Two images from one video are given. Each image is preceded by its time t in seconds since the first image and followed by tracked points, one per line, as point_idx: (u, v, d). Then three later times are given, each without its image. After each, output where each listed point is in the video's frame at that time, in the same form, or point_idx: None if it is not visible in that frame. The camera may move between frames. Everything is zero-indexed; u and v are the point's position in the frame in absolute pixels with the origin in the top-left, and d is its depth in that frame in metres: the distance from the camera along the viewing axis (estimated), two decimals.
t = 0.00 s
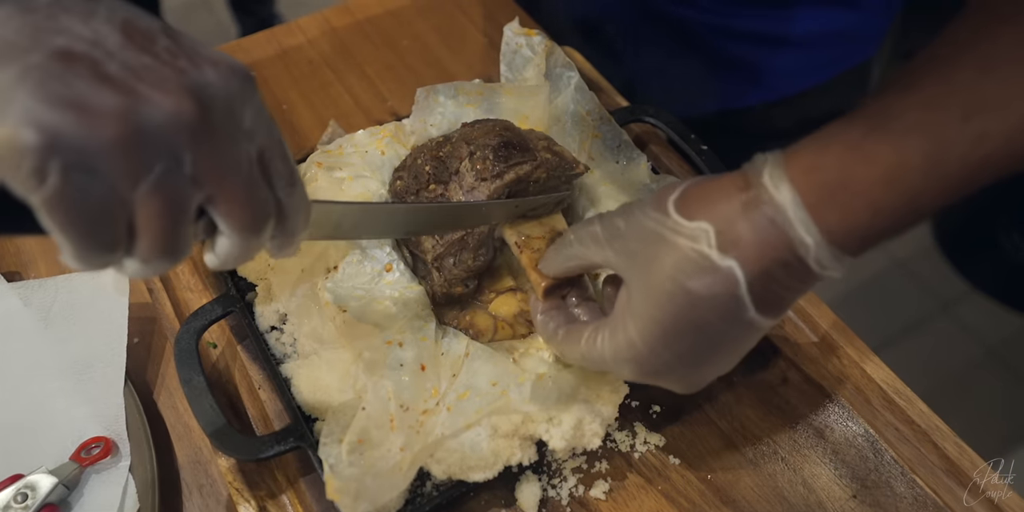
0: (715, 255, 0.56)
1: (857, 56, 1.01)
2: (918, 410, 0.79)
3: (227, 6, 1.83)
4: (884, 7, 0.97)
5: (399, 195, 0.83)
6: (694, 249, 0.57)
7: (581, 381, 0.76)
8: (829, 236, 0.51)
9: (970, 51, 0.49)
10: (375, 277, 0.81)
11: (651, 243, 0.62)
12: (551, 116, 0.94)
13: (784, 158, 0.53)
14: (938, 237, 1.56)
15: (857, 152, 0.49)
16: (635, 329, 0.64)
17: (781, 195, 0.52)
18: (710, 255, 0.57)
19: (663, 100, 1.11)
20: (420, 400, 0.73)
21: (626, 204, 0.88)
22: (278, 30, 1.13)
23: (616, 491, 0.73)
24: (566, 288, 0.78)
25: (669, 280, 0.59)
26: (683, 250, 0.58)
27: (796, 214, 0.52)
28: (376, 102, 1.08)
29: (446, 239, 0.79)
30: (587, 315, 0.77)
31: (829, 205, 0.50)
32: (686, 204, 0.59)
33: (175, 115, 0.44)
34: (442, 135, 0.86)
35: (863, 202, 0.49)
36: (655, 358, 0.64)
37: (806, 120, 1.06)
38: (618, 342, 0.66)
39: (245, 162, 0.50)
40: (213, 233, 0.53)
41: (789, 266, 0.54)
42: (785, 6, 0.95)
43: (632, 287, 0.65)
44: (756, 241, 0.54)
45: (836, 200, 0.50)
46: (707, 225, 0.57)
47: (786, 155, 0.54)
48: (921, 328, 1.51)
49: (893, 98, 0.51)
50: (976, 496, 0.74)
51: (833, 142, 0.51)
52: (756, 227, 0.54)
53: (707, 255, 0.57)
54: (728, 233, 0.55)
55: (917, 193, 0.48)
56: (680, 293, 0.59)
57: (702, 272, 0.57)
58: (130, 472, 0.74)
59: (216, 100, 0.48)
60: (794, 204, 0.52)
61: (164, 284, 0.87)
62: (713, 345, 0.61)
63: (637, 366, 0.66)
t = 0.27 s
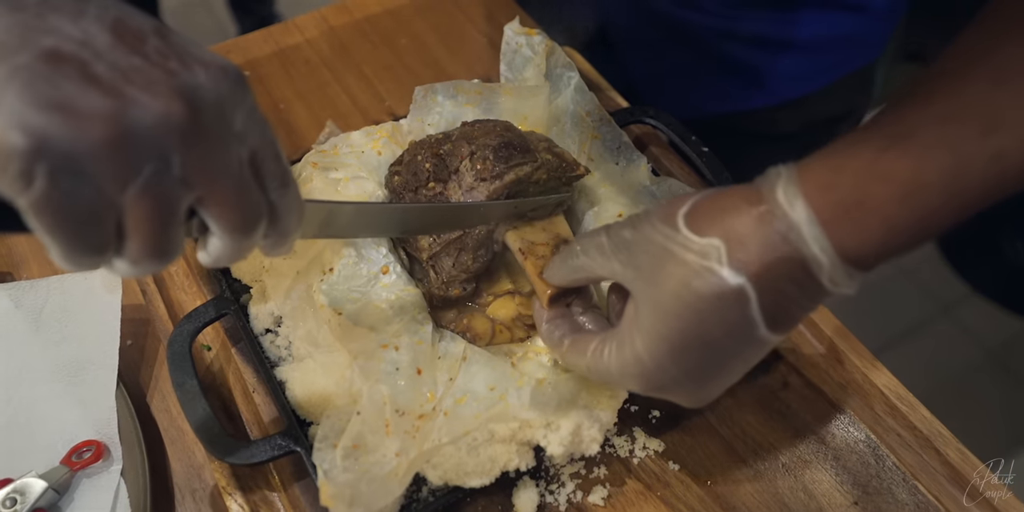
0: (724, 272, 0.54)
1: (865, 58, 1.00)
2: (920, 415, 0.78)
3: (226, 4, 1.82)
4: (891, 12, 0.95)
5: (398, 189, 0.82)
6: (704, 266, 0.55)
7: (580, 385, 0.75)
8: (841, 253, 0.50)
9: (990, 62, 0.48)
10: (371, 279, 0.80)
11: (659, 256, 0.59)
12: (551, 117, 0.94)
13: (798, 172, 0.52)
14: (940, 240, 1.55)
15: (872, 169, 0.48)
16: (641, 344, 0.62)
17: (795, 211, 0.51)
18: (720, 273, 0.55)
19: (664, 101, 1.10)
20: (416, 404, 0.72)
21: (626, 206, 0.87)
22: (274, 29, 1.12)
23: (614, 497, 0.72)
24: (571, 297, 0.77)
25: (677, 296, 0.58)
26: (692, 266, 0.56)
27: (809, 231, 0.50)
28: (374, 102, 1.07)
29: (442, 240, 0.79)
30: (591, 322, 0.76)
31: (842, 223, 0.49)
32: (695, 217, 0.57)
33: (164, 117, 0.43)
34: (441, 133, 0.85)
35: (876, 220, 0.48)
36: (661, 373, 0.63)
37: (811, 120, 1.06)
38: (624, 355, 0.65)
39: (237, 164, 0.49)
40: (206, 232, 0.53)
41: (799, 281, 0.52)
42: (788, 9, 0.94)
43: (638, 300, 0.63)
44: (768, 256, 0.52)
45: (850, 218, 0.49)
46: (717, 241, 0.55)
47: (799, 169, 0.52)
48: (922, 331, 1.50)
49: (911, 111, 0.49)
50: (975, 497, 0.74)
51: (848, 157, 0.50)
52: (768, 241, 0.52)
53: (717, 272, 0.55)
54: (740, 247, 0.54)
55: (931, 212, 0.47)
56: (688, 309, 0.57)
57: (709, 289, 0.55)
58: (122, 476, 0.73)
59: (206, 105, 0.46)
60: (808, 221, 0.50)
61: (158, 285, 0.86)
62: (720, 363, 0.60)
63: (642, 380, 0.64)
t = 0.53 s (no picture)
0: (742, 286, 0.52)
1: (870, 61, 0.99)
2: (925, 420, 0.77)
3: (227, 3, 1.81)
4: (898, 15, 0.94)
5: (399, 187, 0.81)
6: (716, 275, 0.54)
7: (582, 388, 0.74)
8: (869, 270, 0.49)
9: (1008, 73, 0.48)
10: (372, 280, 0.79)
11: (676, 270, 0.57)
12: (553, 116, 0.93)
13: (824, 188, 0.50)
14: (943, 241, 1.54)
15: (899, 185, 0.47)
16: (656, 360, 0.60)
17: (822, 228, 0.49)
18: (743, 291, 0.53)
19: (668, 102, 1.09)
20: (417, 407, 0.71)
21: (630, 207, 0.87)
22: (274, 27, 1.11)
23: (616, 501, 0.72)
24: (582, 306, 0.75)
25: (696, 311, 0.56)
26: (712, 282, 0.54)
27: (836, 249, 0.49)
28: (375, 101, 1.06)
29: (444, 238, 0.78)
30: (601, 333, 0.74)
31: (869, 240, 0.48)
32: (716, 231, 0.55)
33: (160, 117, 0.43)
34: (443, 130, 0.84)
35: (906, 237, 0.47)
36: (675, 390, 0.61)
37: (817, 123, 1.05)
38: (637, 370, 0.63)
39: (235, 163, 0.48)
40: (205, 231, 0.52)
41: (823, 300, 0.51)
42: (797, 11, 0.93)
43: (653, 314, 0.61)
44: (796, 272, 0.51)
45: (878, 234, 0.48)
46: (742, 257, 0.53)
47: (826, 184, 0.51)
48: (924, 332, 1.49)
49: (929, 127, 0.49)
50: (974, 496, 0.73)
51: (875, 172, 0.48)
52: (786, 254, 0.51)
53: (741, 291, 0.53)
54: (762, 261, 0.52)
55: (956, 231, 0.46)
56: (706, 326, 0.56)
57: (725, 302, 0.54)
58: (120, 478, 0.72)
59: (202, 103, 0.46)
60: (836, 239, 0.49)
61: (156, 286, 0.85)
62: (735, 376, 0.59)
63: (654, 395, 0.63)
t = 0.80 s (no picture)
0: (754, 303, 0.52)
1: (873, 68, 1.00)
2: (929, 424, 0.76)
3: (227, 2, 1.81)
4: (902, 22, 0.95)
5: (402, 187, 0.81)
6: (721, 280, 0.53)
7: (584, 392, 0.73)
8: (895, 290, 0.48)
9: None
10: (372, 283, 0.78)
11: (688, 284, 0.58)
12: (555, 118, 0.92)
13: (848, 206, 0.50)
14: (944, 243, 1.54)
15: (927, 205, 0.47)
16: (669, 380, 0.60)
17: (847, 251, 0.49)
18: (760, 310, 0.53)
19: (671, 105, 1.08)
20: (417, 411, 0.70)
21: (632, 209, 0.86)
22: (274, 27, 1.11)
23: (618, 506, 0.71)
24: (590, 321, 0.74)
25: (714, 330, 0.56)
26: (727, 299, 0.55)
27: (862, 270, 0.48)
28: (376, 101, 1.05)
29: (446, 239, 0.78)
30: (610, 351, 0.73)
31: (896, 259, 0.48)
32: (732, 248, 0.55)
33: (160, 121, 0.42)
34: (445, 130, 0.84)
35: (936, 257, 0.47)
36: (686, 410, 0.60)
37: (822, 129, 1.04)
38: (648, 390, 0.62)
39: (235, 167, 0.48)
40: (204, 232, 0.51)
41: (843, 320, 0.51)
42: (803, 17, 0.93)
43: (663, 330, 0.60)
44: (816, 292, 0.51)
45: (907, 256, 0.47)
46: (759, 276, 0.53)
47: (848, 201, 0.50)
48: (925, 334, 1.49)
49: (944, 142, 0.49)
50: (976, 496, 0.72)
51: (901, 192, 0.48)
52: (804, 270, 0.51)
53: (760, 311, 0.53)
54: (779, 281, 0.52)
55: (985, 252, 0.46)
56: (721, 346, 0.55)
57: (740, 320, 0.54)
58: (118, 482, 0.72)
59: (202, 108, 0.45)
60: (860, 257, 0.48)
61: (155, 288, 0.84)
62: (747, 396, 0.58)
63: (666, 419, 0.62)
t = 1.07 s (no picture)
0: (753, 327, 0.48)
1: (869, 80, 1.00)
2: (923, 429, 0.76)
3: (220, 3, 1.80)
4: (898, 29, 0.95)
5: (396, 189, 0.80)
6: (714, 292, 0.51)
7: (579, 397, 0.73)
8: (928, 330, 0.40)
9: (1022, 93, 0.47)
10: (363, 287, 0.77)
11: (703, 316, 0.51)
12: (550, 121, 0.91)
13: (871, 230, 0.41)
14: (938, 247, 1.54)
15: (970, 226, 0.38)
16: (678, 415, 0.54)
17: (874, 281, 0.41)
18: (782, 347, 0.46)
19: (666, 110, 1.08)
20: (409, 418, 0.70)
21: (626, 214, 0.85)
22: (266, 29, 1.10)
23: None
24: (597, 344, 0.69)
25: (726, 365, 0.49)
26: (745, 334, 0.48)
27: (890, 304, 0.41)
28: (369, 104, 1.05)
29: (441, 243, 0.77)
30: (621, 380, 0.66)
31: (935, 292, 0.39)
32: (750, 277, 0.48)
33: (155, 134, 0.42)
34: (442, 133, 0.84)
35: (971, 288, 0.39)
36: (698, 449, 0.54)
37: (819, 136, 1.04)
38: (659, 424, 0.56)
39: (230, 178, 0.48)
40: (199, 242, 0.51)
41: (873, 359, 0.43)
42: (802, 26, 0.93)
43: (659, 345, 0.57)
44: (841, 330, 0.43)
45: (940, 287, 0.39)
46: (781, 310, 0.45)
47: (875, 226, 0.42)
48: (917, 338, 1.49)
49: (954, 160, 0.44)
50: (975, 496, 0.72)
51: (934, 214, 0.40)
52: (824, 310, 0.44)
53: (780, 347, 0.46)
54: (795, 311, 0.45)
55: None
56: (734, 383, 0.49)
57: (758, 355, 0.47)
58: (106, 489, 0.71)
59: (198, 122, 0.45)
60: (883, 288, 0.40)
61: (144, 292, 0.84)
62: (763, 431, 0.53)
63: (675, 456, 0.56)
